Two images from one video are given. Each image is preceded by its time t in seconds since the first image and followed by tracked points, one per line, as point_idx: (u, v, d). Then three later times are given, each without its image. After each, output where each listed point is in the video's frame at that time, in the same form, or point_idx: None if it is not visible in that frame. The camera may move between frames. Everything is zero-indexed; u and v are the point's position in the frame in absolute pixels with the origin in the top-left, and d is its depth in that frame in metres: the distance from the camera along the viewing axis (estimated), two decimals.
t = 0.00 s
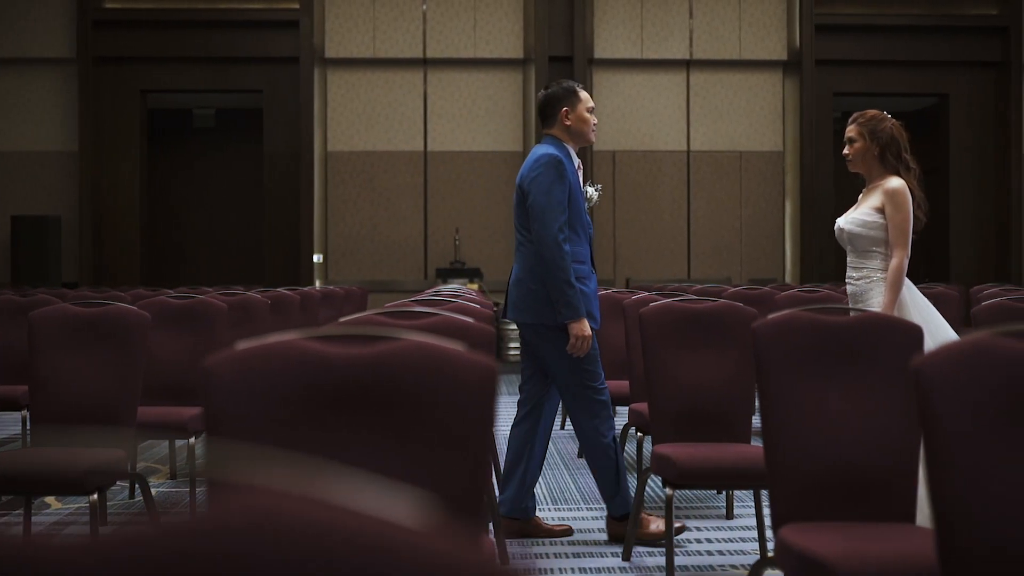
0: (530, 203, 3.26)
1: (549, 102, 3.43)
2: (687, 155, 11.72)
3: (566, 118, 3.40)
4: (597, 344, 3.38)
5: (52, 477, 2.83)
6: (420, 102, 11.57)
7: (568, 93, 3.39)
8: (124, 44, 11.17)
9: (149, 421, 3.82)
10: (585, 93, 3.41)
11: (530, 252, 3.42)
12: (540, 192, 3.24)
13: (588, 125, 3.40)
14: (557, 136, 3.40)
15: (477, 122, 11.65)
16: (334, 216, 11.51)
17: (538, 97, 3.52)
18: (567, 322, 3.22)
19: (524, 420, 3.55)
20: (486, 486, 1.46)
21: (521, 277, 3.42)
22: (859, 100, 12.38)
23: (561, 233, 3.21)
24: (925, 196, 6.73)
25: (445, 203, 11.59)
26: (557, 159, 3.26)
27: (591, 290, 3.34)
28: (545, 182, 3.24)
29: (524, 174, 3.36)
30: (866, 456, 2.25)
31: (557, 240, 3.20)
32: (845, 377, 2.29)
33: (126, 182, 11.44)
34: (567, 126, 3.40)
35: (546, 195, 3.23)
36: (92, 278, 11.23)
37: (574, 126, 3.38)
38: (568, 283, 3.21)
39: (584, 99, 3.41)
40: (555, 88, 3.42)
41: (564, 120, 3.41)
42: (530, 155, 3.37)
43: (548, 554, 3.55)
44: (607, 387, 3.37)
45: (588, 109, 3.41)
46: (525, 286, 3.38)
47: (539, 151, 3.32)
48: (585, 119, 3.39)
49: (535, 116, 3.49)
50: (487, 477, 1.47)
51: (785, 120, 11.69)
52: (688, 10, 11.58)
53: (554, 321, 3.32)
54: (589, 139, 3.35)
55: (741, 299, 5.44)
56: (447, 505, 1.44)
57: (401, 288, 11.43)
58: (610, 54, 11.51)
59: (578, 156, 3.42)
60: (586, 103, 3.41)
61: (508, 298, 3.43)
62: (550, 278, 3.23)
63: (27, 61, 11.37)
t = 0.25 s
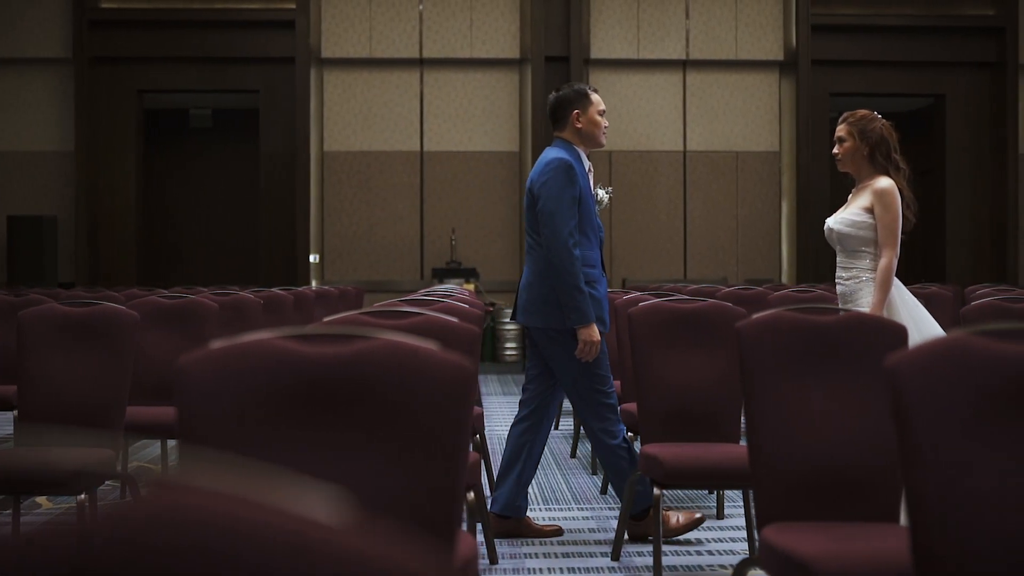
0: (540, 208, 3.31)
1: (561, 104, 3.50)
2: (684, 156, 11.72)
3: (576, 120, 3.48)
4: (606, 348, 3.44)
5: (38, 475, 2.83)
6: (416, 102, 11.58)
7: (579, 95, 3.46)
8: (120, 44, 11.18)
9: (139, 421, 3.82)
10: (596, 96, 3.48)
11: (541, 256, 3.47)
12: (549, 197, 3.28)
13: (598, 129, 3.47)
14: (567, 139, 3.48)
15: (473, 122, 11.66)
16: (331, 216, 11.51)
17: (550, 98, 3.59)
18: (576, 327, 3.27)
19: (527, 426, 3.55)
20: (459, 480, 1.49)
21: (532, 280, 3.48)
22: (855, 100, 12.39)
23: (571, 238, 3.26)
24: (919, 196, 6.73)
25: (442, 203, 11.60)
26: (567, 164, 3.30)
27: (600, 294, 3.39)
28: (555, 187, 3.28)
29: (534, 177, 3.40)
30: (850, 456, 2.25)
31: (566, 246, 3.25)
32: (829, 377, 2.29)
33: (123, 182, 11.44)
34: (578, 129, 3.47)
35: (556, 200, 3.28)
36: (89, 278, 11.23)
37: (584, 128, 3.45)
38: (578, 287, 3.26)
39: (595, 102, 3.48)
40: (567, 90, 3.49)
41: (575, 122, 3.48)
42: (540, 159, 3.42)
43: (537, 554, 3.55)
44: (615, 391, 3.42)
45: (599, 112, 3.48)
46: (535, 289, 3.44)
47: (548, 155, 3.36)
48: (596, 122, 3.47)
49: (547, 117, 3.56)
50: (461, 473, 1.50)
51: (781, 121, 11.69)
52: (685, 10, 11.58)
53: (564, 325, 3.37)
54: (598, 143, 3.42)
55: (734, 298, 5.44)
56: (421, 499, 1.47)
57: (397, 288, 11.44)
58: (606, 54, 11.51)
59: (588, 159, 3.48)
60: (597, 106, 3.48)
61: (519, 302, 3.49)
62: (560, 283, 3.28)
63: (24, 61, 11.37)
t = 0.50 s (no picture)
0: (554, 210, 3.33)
1: (573, 103, 3.52)
2: (681, 155, 11.72)
3: (589, 120, 3.50)
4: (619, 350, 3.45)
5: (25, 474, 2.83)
6: (413, 102, 11.58)
7: (592, 95, 3.48)
8: (118, 44, 11.19)
9: (129, 420, 3.82)
10: (608, 96, 3.50)
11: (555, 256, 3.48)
12: (563, 199, 3.30)
13: (611, 128, 3.49)
14: (580, 139, 3.50)
15: (471, 122, 11.66)
16: (328, 216, 11.51)
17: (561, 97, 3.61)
18: (589, 330, 3.29)
19: (536, 426, 3.57)
20: (438, 487, 1.43)
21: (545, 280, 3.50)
22: (852, 100, 12.39)
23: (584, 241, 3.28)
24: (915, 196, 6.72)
25: (439, 203, 11.60)
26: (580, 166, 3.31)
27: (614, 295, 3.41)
28: (569, 190, 3.30)
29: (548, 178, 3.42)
30: (835, 455, 2.24)
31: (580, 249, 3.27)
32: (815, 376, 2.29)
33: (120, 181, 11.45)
34: (590, 129, 3.49)
35: (569, 202, 3.29)
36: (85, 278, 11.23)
37: (597, 128, 3.47)
38: (592, 290, 3.28)
39: (608, 102, 3.50)
40: (579, 89, 3.51)
41: (588, 122, 3.50)
42: (554, 160, 3.43)
43: (528, 553, 3.55)
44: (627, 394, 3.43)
45: (611, 112, 3.50)
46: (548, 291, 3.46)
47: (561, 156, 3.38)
48: (609, 122, 3.48)
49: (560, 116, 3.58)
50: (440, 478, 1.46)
51: (779, 120, 11.69)
52: (682, 10, 11.59)
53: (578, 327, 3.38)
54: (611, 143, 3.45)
55: (728, 298, 5.44)
56: (397, 506, 1.41)
57: (393, 288, 11.45)
58: (603, 54, 11.52)
59: (600, 159, 3.50)
60: (610, 106, 3.50)
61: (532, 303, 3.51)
62: (574, 286, 3.30)
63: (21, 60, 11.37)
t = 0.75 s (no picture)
0: (572, 206, 3.43)
1: (587, 99, 3.60)
2: (678, 155, 11.72)
3: (603, 116, 3.59)
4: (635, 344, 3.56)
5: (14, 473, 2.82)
6: (411, 102, 11.58)
7: (606, 92, 3.57)
8: (116, 44, 11.19)
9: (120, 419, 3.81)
10: (622, 91, 3.59)
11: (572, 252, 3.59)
12: (581, 195, 3.41)
13: (625, 123, 3.59)
14: (594, 135, 3.59)
15: (468, 122, 11.66)
16: (325, 216, 11.51)
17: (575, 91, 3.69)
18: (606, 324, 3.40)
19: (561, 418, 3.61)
20: (413, 486, 1.44)
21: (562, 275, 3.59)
22: (849, 100, 12.39)
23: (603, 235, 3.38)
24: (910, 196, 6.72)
25: (436, 203, 11.60)
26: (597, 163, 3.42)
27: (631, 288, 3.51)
28: (587, 186, 3.40)
29: (565, 176, 3.52)
30: (821, 455, 2.24)
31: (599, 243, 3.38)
32: (802, 376, 2.28)
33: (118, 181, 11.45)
34: (604, 124, 3.59)
35: (588, 198, 3.40)
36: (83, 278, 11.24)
37: (611, 124, 3.57)
38: (611, 282, 3.38)
39: (622, 97, 3.59)
40: (593, 86, 3.59)
41: (601, 117, 3.59)
42: (570, 157, 3.54)
43: (519, 553, 3.55)
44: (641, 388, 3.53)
45: (625, 107, 3.59)
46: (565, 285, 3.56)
47: (578, 153, 3.48)
48: (622, 117, 3.58)
49: (574, 110, 3.66)
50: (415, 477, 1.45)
51: (776, 121, 11.69)
52: (679, 10, 11.59)
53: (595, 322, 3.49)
54: (624, 138, 3.54)
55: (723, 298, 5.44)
56: (374, 504, 1.42)
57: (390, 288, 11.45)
58: (600, 54, 11.52)
59: (614, 154, 3.60)
60: (624, 101, 3.59)
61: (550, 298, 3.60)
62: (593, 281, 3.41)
63: (19, 60, 11.37)
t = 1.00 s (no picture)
0: (587, 205, 3.43)
1: (600, 98, 3.59)
2: (676, 156, 11.73)
3: (616, 115, 3.58)
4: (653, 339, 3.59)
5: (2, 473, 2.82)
6: (409, 102, 11.58)
7: (620, 92, 3.56)
8: (114, 44, 11.19)
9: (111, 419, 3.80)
10: (635, 91, 3.58)
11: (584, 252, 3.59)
12: (598, 195, 3.42)
13: (638, 123, 3.58)
14: (607, 134, 3.59)
15: (465, 123, 11.65)
16: (323, 215, 11.51)
17: (588, 89, 3.68)
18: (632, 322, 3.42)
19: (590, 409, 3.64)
20: (392, 488, 1.43)
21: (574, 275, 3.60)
22: (847, 100, 12.38)
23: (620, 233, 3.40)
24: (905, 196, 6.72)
25: (434, 203, 11.60)
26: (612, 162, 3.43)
27: (646, 285, 3.53)
28: (602, 184, 3.41)
29: (576, 177, 3.53)
30: (807, 454, 2.23)
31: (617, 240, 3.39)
32: (788, 376, 2.27)
33: (115, 182, 11.46)
34: (617, 124, 3.58)
35: (604, 197, 3.41)
36: (80, 278, 11.23)
37: (624, 124, 3.56)
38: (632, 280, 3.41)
39: (634, 97, 3.58)
40: (607, 85, 3.58)
41: (614, 117, 3.58)
42: (581, 158, 3.53)
43: (511, 554, 3.54)
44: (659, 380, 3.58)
45: (638, 106, 3.58)
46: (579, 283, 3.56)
47: (590, 153, 3.48)
48: (636, 117, 3.57)
49: (587, 108, 3.65)
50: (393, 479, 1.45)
51: (774, 121, 11.69)
52: (677, 11, 11.59)
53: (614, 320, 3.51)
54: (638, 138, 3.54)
55: (718, 298, 5.44)
56: (352, 507, 1.42)
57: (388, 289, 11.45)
58: (598, 55, 11.51)
59: (626, 153, 3.60)
60: (637, 102, 3.58)
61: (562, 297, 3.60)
62: (613, 280, 3.43)
63: (17, 61, 11.37)
